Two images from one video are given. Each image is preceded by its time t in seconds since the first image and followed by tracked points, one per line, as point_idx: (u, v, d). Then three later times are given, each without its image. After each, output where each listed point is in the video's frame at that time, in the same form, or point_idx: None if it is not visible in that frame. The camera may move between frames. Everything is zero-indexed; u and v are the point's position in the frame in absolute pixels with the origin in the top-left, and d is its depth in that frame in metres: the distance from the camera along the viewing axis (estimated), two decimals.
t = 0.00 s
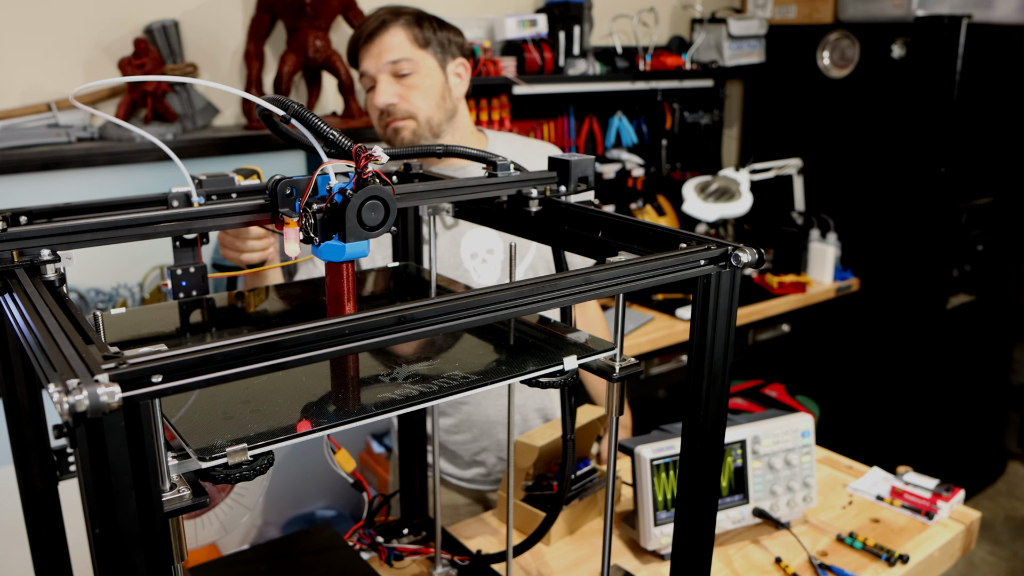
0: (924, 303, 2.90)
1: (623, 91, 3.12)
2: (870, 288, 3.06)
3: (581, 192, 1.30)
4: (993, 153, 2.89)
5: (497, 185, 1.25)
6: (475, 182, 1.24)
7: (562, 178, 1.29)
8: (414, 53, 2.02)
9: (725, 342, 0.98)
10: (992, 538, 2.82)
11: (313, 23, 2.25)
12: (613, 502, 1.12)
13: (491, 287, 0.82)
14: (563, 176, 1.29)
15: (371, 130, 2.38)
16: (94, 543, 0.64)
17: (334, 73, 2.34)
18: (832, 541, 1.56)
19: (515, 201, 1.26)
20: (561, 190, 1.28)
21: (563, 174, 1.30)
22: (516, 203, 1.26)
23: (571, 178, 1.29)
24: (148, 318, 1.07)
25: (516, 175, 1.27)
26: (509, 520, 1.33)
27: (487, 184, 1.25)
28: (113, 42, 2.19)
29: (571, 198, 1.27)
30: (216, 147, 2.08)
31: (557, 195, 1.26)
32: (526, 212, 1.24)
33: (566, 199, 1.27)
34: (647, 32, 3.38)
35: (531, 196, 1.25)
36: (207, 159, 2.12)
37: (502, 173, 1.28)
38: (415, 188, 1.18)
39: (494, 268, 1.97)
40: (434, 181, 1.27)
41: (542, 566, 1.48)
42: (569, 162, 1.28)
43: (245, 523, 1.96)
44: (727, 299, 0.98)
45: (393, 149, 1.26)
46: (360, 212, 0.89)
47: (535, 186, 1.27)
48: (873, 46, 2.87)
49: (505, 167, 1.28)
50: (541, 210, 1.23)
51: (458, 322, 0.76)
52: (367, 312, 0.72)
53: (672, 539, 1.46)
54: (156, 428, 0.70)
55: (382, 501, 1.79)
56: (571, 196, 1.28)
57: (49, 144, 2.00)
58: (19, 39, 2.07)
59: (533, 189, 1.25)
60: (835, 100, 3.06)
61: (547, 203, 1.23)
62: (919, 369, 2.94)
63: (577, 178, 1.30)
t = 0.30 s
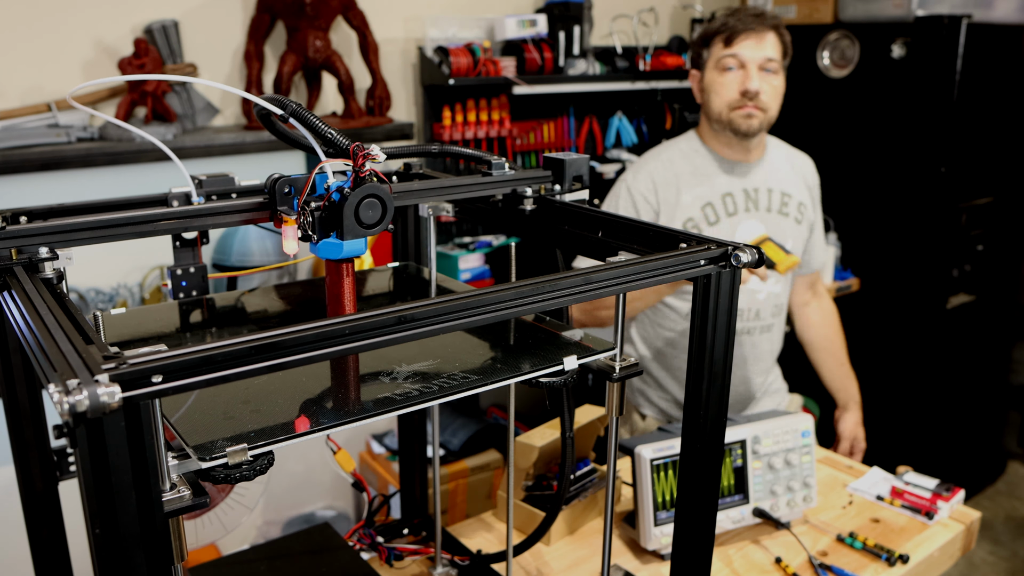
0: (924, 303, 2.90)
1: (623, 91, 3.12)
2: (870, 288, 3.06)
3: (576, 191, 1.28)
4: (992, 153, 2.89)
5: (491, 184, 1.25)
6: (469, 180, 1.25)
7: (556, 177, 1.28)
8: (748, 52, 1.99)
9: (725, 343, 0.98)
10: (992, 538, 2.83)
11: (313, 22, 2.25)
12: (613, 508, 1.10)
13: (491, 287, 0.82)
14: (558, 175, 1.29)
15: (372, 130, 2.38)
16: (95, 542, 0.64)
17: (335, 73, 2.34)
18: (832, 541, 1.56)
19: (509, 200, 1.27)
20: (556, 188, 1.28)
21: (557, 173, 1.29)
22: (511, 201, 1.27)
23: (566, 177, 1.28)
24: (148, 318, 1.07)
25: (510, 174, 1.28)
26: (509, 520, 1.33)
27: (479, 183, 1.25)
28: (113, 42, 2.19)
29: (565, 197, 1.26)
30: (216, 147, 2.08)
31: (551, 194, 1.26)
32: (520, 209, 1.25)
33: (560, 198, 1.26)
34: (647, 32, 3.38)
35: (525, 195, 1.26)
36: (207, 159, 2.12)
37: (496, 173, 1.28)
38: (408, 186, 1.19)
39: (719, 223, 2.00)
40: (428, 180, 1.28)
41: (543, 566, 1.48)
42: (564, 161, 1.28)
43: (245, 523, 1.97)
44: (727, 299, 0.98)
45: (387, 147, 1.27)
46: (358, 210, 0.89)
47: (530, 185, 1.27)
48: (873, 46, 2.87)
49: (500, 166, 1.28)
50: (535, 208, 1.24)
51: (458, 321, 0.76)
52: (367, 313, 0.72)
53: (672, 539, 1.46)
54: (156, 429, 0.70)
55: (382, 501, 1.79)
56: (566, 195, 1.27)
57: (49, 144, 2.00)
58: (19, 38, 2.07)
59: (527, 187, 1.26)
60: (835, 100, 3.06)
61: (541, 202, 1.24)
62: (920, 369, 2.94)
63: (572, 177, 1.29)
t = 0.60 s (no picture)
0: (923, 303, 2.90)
1: (623, 91, 3.12)
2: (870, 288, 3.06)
3: (575, 191, 1.28)
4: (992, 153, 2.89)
5: (491, 183, 1.25)
6: (469, 180, 1.24)
7: (556, 176, 1.28)
8: None
9: (725, 344, 0.98)
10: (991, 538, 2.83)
11: (313, 22, 2.25)
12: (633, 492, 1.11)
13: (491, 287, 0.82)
14: (557, 175, 1.29)
15: (372, 130, 2.38)
16: (95, 543, 0.64)
17: (334, 73, 2.34)
18: (832, 541, 1.56)
19: (509, 200, 1.27)
20: (556, 188, 1.27)
21: (556, 173, 1.29)
22: (510, 201, 1.27)
23: (565, 176, 1.28)
24: (149, 318, 1.07)
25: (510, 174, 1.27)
26: (509, 520, 1.33)
27: (478, 182, 1.25)
28: (113, 42, 2.19)
29: (565, 197, 1.26)
30: (216, 147, 2.08)
31: (550, 194, 1.26)
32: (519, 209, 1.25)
33: (559, 197, 1.26)
34: (647, 32, 3.38)
35: (525, 195, 1.26)
36: (207, 159, 2.12)
37: (495, 172, 1.28)
38: (408, 185, 1.19)
39: (1004, 265, 1.83)
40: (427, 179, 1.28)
41: (543, 567, 1.48)
42: (563, 161, 1.28)
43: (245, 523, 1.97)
44: (727, 299, 0.97)
45: (387, 146, 1.27)
46: (356, 210, 0.89)
47: (530, 185, 1.27)
48: (873, 46, 2.87)
49: (499, 165, 1.28)
50: (534, 208, 1.24)
51: (458, 321, 0.76)
52: (367, 313, 0.72)
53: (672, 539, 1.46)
54: (156, 429, 0.70)
55: (382, 501, 1.79)
56: (565, 194, 1.27)
57: (49, 144, 2.00)
58: (19, 38, 2.07)
59: (527, 187, 1.26)
60: (835, 100, 3.06)
61: (541, 201, 1.24)
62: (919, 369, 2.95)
63: (571, 176, 1.29)
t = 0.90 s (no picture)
0: (924, 303, 2.90)
1: (622, 91, 3.12)
2: (870, 288, 3.06)
3: (576, 191, 1.29)
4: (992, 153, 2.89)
5: (492, 184, 1.25)
6: (471, 180, 1.25)
7: (557, 176, 1.28)
8: None
9: (725, 344, 0.98)
10: (991, 538, 2.83)
11: (313, 22, 2.25)
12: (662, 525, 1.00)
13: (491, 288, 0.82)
14: (558, 175, 1.29)
15: (372, 130, 2.38)
16: (95, 543, 0.64)
17: (334, 73, 2.34)
18: (832, 541, 1.56)
19: (510, 200, 1.28)
20: (557, 189, 1.28)
21: (557, 173, 1.29)
22: (512, 201, 1.27)
23: (566, 177, 1.28)
24: (148, 319, 1.07)
25: (511, 174, 1.28)
26: (509, 520, 1.33)
27: (481, 183, 1.25)
28: (113, 42, 2.19)
29: (565, 197, 1.27)
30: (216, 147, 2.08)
31: (551, 194, 1.27)
32: (521, 210, 1.25)
33: (560, 198, 1.27)
34: (648, 32, 3.38)
35: (526, 195, 1.27)
36: (207, 159, 2.12)
37: (497, 173, 1.28)
38: (409, 186, 1.19)
39: None
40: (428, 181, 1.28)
41: (542, 566, 1.48)
42: (564, 161, 1.28)
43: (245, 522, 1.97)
44: (727, 299, 0.97)
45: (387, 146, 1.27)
46: (357, 210, 0.89)
47: (530, 185, 1.28)
48: (873, 46, 2.87)
49: (499, 165, 1.28)
50: (535, 208, 1.24)
51: (458, 322, 0.76)
52: (367, 313, 0.72)
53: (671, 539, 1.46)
54: (157, 429, 0.70)
55: (381, 500, 1.79)
56: (566, 194, 1.27)
57: (49, 144, 2.00)
58: (19, 39, 2.07)
59: (528, 187, 1.26)
60: (835, 100, 3.06)
61: (543, 202, 1.25)
62: (920, 369, 2.94)
63: (572, 176, 1.29)
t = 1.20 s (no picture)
0: (924, 303, 2.90)
1: (622, 91, 3.12)
2: (869, 288, 3.07)
3: (575, 192, 1.29)
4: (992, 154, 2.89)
5: (488, 184, 1.26)
6: (467, 180, 1.25)
7: (555, 176, 1.28)
8: None
9: (724, 344, 0.98)
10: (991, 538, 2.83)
11: (313, 22, 2.25)
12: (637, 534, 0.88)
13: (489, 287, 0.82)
14: (557, 175, 1.29)
15: (371, 130, 2.38)
16: (95, 542, 0.64)
17: (335, 73, 2.34)
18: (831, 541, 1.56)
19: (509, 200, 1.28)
20: (555, 189, 1.28)
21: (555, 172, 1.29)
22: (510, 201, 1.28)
23: (564, 176, 1.28)
24: (148, 319, 1.06)
25: (509, 174, 1.28)
26: (509, 520, 1.33)
27: (478, 182, 1.25)
28: (113, 42, 2.19)
29: (564, 197, 1.28)
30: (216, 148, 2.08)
31: (550, 194, 1.28)
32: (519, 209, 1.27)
33: (559, 198, 1.27)
34: (648, 32, 3.38)
35: (525, 195, 1.28)
36: (207, 159, 2.12)
37: (495, 172, 1.29)
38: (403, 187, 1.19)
39: None
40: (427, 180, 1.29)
41: (543, 566, 1.48)
42: (562, 161, 1.27)
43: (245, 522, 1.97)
44: (727, 298, 0.97)
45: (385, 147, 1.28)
46: (355, 210, 0.90)
47: (529, 185, 1.28)
48: (873, 46, 2.87)
49: (497, 165, 1.28)
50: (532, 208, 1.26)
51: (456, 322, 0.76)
52: (366, 313, 0.72)
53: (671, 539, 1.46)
54: (157, 429, 0.70)
55: (382, 500, 1.79)
56: (563, 194, 1.27)
57: (49, 144, 2.00)
58: (20, 39, 2.07)
59: (526, 187, 1.27)
60: (835, 99, 3.06)
61: (541, 202, 1.26)
62: (920, 369, 2.94)
63: (571, 176, 1.29)
